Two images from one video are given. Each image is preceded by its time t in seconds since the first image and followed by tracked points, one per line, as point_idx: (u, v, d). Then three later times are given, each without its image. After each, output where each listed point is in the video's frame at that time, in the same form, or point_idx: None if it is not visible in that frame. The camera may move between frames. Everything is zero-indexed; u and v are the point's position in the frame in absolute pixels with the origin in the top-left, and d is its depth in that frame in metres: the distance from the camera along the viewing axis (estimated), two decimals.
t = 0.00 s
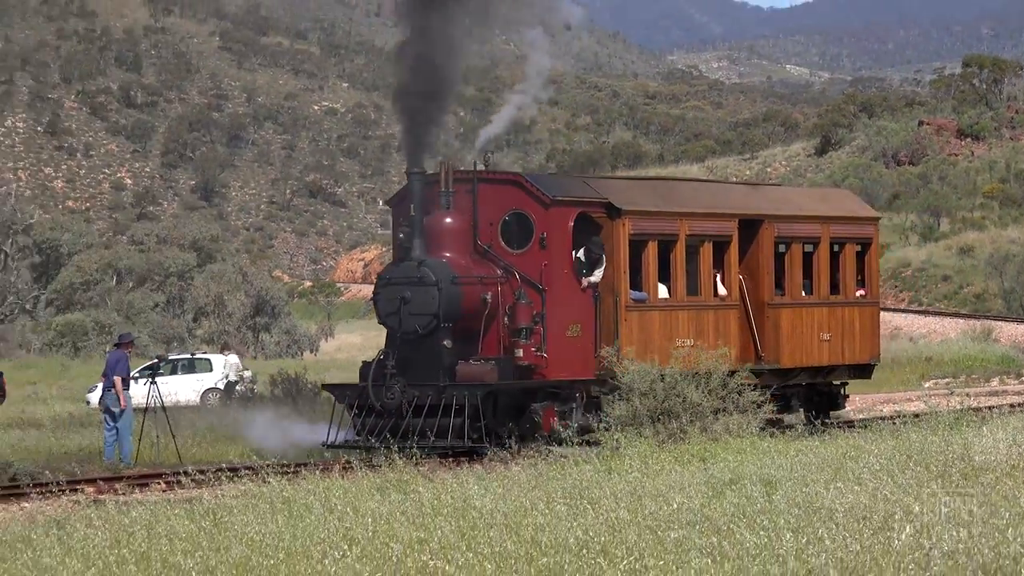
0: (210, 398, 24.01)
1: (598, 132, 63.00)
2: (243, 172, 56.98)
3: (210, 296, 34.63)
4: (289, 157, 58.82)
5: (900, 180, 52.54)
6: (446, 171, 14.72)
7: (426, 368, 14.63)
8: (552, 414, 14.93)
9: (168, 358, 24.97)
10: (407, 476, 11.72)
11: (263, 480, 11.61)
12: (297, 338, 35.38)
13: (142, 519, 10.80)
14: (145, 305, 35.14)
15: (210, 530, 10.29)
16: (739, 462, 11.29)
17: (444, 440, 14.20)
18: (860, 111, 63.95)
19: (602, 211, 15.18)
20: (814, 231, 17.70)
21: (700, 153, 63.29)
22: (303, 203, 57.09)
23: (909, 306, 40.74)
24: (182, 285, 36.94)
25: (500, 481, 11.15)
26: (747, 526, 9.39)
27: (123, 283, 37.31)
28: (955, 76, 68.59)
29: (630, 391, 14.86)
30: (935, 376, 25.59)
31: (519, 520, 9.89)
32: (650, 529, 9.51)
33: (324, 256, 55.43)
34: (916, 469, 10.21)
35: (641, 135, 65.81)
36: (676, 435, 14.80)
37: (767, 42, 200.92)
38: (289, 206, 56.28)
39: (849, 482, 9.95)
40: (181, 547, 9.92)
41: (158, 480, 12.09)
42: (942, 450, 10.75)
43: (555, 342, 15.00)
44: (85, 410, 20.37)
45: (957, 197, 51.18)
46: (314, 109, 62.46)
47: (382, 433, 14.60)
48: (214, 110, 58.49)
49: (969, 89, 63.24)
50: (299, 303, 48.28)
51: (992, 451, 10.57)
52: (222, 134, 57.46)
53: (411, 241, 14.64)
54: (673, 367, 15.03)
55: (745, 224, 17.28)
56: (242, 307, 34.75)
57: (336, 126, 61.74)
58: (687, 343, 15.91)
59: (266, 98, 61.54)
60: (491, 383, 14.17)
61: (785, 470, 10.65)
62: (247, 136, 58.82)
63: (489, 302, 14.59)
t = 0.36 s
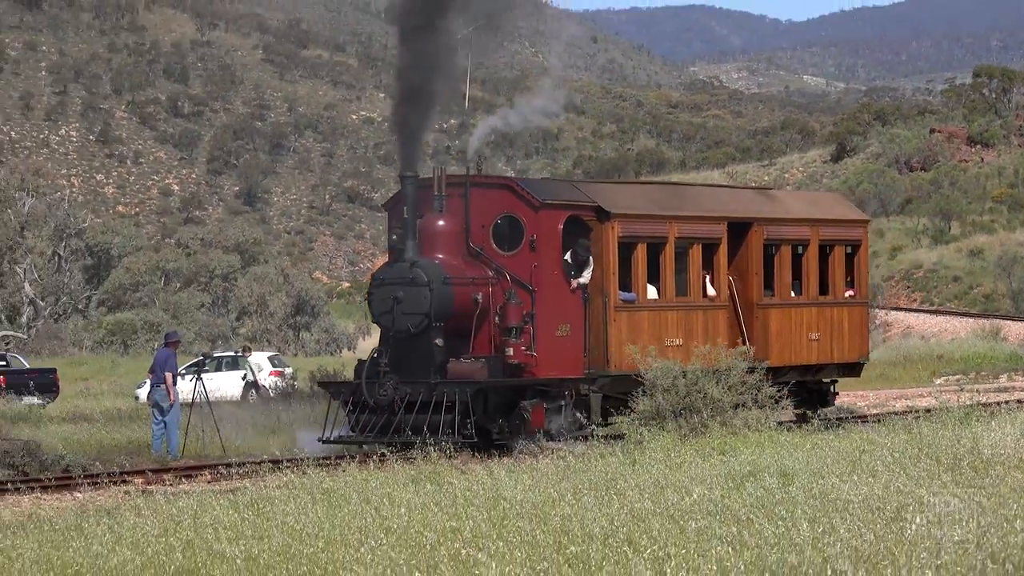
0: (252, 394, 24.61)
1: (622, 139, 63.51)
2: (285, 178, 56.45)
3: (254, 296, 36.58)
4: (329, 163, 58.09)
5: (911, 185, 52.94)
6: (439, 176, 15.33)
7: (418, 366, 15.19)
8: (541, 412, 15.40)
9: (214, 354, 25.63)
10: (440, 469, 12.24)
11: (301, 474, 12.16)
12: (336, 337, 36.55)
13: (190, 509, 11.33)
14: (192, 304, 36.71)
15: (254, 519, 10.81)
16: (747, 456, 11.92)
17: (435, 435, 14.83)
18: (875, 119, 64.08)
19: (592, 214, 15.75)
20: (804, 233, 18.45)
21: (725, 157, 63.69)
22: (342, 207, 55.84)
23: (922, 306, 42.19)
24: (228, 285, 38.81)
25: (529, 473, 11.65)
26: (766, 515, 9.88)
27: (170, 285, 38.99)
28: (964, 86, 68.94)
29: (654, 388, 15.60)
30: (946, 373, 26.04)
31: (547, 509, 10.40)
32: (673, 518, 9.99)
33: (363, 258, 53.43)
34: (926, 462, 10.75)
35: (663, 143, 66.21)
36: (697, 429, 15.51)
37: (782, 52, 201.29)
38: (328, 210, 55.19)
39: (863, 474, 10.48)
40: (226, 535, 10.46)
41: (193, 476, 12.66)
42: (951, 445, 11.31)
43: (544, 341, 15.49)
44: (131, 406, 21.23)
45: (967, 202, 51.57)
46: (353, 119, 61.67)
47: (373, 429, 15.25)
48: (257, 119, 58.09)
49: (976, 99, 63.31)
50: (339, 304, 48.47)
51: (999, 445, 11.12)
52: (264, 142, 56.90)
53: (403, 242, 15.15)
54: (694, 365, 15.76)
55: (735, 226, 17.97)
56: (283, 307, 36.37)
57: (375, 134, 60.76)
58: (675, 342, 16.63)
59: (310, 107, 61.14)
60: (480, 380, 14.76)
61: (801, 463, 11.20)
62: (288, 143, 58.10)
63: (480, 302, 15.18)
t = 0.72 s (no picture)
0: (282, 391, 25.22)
1: (640, 145, 63.97)
2: (315, 183, 55.63)
3: (286, 296, 37.43)
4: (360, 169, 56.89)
5: (919, 189, 53.40)
6: (425, 179, 15.77)
7: (402, 365, 15.65)
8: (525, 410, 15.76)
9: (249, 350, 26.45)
10: (466, 464, 12.64)
11: (333, 468, 12.65)
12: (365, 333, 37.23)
13: (225, 502, 11.75)
14: (227, 305, 37.83)
15: (286, 512, 11.22)
16: (761, 450, 12.34)
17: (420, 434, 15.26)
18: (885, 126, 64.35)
19: (577, 217, 16.17)
20: (789, 236, 18.92)
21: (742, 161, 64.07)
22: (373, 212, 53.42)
23: (929, 305, 42.71)
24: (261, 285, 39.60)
25: (552, 467, 12.06)
26: (780, 508, 10.27)
27: (205, 286, 39.71)
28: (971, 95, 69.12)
29: (672, 385, 16.04)
30: (953, 371, 26.39)
31: (569, 502, 10.80)
32: (690, 510, 10.38)
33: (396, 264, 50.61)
34: (934, 457, 11.16)
35: (681, 149, 66.57)
36: (713, 425, 15.85)
37: (796, 64, 201.89)
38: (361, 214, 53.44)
39: (873, 469, 10.91)
40: (260, 527, 10.85)
41: (223, 470, 13.18)
42: (957, 440, 11.73)
43: (528, 340, 15.93)
44: (171, 403, 21.85)
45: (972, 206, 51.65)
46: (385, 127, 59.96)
47: (359, 427, 15.79)
48: (291, 125, 57.76)
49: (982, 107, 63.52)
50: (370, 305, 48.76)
51: (1005, 440, 11.54)
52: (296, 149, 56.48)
53: (389, 243, 15.60)
54: (710, 363, 16.17)
55: (721, 228, 18.37)
56: (315, 307, 36.86)
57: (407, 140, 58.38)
58: (660, 343, 17.04)
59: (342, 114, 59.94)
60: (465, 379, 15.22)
61: (813, 458, 11.63)
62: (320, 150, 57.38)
63: (464, 303, 15.65)
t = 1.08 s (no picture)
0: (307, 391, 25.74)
1: (655, 150, 64.46)
2: (343, 187, 55.25)
3: (312, 297, 38.21)
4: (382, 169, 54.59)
5: (926, 193, 53.55)
6: (407, 181, 16.24)
7: (383, 365, 15.95)
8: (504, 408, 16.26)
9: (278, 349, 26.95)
10: (487, 461, 12.97)
11: (352, 463, 13.16)
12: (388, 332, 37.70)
13: (252, 497, 12.12)
14: (255, 306, 38.29)
15: (313, 506, 11.58)
16: (773, 446, 12.68)
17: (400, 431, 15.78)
18: (892, 132, 64.54)
19: (558, 219, 16.62)
20: (773, 237, 19.32)
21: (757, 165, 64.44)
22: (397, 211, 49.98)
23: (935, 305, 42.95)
24: (287, 287, 40.07)
25: (570, 463, 12.42)
26: (792, 502, 10.60)
27: (235, 286, 40.44)
28: (976, 102, 69.28)
29: (686, 383, 16.41)
30: (960, 369, 26.70)
31: (588, 497, 11.13)
32: (704, 505, 10.69)
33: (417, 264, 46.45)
34: (941, 452, 11.49)
35: (695, 155, 66.80)
36: (726, 421, 16.15)
37: (807, 71, 202.63)
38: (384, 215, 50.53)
39: (881, 464, 11.26)
40: (288, 520, 11.20)
41: (245, 465, 13.70)
42: (962, 436, 12.09)
43: (508, 340, 16.40)
44: (203, 402, 22.31)
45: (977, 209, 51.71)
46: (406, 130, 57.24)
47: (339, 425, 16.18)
48: (317, 132, 57.77)
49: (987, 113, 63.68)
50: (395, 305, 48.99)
51: (1009, 436, 11.89)
52: (323, 154, 56.57)
53: (370, 244, 15.99)
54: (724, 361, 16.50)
55: (704, 230, 18.77)
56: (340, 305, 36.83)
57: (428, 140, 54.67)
58: (642, 343, 17.45)
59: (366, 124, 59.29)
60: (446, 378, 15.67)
61: (823, 453, 11.97)
62: (346, 155, 57.26)
63: (446, 303, 16.11)
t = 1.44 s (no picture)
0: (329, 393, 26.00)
1: (671, 154, 64.76)
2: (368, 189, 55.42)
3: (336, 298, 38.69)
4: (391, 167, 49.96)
5: (935, 195, 53.38)
6: (386, 182, 16.35)
7: (362, 365, 16.12)
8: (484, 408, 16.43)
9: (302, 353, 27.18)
10: (508, 457, 13.25)
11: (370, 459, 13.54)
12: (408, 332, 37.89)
13: (278, 492, 12.43)
14: (280, 306, 38.52)
15: (336, 501, 11.87)
16: (786, 443, 12.96)
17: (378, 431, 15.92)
18: (902, 137, 64.53)
19: (538, 219, 16.79)
20: (758, 238, 19.56)
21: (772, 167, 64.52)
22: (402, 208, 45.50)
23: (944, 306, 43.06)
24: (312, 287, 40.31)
25: (589, 460, 12.70)
26: (805, 498, 10.88)
27: (260, 287, 40.69)
28: (983, 107, 69.27)
29: (702, 381, 16.70)
30: (967, 368, 26.86)
31: (607, 492, 11.41)
32: (720, 500, 10.97)
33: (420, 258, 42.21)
34: (950, 449, 11.76)
35: (710, 158, 66.83)
36: (740, 419, 16.42)
37: (820, 76, 202.77)
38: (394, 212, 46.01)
39: (893, 460, 11.54)
40: (312, 516, 11.49)
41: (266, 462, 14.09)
42: (971, 434, 12.36)
43: (487, 340, 16.54)
44: (228, 400, 22.55)
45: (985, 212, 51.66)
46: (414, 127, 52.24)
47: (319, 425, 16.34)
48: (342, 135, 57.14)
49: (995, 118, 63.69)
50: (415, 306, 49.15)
51: (1017, 433, 12.16)
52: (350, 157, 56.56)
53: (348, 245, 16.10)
54: (739, 360, 16.78)
55: (689, 231, 19.00)
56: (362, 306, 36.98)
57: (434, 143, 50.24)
58: (625, 343, 17.66)
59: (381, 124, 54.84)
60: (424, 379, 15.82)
61: (836, 450, 12.25)
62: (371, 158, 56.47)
63: (425, 303, 16.21)
